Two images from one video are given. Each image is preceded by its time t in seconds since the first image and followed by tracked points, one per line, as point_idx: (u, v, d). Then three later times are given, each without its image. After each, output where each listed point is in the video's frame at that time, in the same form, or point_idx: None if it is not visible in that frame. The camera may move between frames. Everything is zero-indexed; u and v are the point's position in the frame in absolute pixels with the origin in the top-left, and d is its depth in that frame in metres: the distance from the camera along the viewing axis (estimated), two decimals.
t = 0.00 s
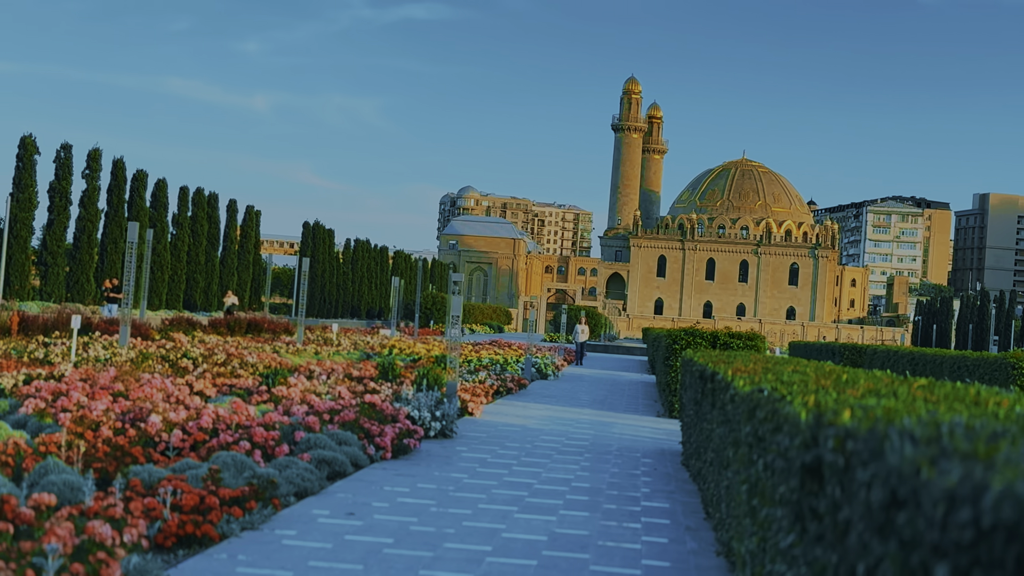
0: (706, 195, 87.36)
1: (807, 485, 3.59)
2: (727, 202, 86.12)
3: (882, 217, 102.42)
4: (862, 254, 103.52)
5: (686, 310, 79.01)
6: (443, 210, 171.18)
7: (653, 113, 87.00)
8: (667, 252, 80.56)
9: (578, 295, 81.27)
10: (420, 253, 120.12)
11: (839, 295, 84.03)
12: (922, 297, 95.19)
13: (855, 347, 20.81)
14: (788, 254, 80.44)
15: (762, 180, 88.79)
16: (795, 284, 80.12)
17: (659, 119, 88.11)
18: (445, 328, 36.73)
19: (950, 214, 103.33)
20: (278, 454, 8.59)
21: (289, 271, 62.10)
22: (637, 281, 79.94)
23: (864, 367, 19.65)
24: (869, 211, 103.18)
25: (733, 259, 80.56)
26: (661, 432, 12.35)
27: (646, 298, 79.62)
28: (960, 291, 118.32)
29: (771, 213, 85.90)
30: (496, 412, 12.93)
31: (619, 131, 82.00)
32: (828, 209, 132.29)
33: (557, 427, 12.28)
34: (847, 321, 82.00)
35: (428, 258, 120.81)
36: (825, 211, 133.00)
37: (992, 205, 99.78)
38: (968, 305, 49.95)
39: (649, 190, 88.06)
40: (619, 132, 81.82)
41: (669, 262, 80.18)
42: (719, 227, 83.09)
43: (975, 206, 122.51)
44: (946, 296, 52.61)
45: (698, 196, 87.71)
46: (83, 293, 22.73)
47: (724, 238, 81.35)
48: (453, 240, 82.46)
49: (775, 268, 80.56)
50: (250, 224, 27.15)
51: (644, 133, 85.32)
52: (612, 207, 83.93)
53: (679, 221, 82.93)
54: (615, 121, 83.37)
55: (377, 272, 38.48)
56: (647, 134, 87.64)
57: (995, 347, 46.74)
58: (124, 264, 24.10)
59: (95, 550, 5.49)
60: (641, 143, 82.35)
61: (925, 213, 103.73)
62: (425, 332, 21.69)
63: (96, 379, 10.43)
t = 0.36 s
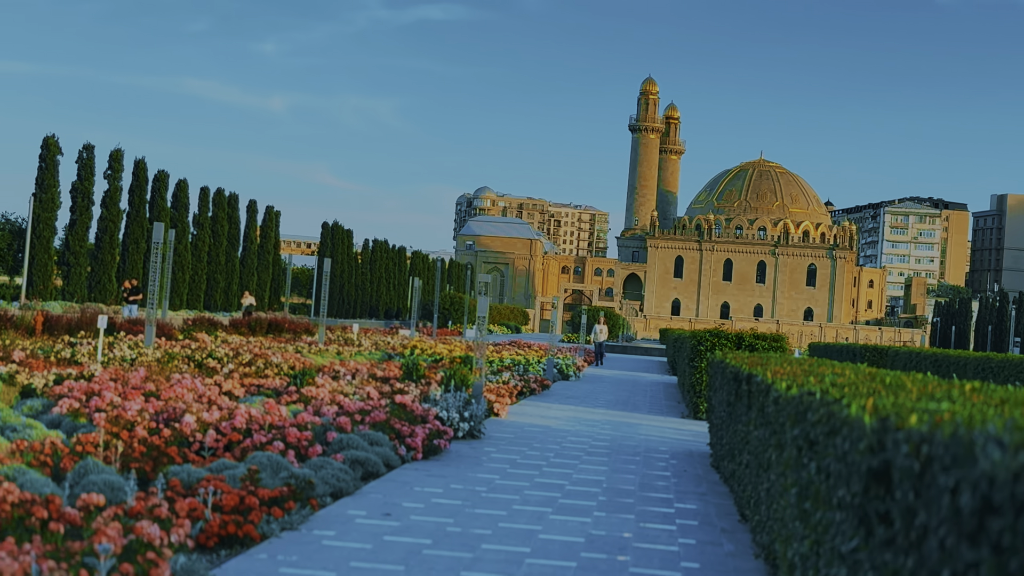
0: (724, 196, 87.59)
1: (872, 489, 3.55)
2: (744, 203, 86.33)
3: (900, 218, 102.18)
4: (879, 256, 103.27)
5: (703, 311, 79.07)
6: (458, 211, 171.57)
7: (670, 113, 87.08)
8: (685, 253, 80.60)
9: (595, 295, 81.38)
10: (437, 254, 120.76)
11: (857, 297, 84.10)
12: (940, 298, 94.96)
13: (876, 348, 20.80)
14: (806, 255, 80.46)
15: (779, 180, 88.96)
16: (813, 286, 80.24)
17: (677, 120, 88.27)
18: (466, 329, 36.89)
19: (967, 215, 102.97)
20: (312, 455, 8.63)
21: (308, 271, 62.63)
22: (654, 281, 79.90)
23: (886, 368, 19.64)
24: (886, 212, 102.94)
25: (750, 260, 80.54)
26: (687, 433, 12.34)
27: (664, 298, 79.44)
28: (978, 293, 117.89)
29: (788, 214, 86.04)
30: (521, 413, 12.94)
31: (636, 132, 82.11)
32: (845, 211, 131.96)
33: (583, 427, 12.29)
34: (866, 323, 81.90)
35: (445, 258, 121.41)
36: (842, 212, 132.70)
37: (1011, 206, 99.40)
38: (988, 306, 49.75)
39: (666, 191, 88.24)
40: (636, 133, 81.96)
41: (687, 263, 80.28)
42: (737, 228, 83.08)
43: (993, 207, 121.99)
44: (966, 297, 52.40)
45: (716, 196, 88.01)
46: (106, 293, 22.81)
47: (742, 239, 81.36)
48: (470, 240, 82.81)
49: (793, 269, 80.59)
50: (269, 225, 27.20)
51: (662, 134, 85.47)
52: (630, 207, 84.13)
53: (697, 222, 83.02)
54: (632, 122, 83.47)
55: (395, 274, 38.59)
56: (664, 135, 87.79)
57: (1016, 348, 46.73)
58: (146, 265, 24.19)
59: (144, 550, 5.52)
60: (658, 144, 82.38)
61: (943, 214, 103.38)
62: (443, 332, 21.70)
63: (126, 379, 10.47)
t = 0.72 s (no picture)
0: (742, 196, 87.99)
1: (945, 498, 3.58)
2: (762, 203, 86.53)
3: (918, 219, 101.89)
4: (897, 257, 102.96)
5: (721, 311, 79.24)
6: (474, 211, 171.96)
7: (688, 113, 87.12)
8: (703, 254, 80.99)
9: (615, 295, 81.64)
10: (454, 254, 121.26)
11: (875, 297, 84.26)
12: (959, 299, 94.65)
13: (901, 351, 20.74)
14: (823, 256, 80.55)
15: (798, 181, 89.31)
16: (832, 287, 80.46)
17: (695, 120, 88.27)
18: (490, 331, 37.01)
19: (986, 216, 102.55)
20: (349, 457, 8.68)
21: (327, 271, 63.22)
22: (672, 282, 80.40)
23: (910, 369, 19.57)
24: (905, 213, 102.66)
25: (768, 261, 80.67)
26: (716, 436, 12.33)
27: (681, 298, 79.96)
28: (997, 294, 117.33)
29: (807, 214, 86.25)
30: (550, 414, 12.98)
31: (653, 132, 82.33)
32: (862, 211, 131.60)
33: (612, 429, 12.32)
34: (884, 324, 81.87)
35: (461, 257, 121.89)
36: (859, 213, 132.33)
37: None
38: (1007, 307, 49.56)
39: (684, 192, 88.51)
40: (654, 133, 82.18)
41: (704, 263, 80.64)
42: (755, 228, 83.19)
43: (1012, 208, 121.36)
44: (985, 299, 52.24)
45: (734, 197, 88.50)
46: (132, 292, 22.93)
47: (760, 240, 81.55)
48: (488, 241, 83.68)
49: (811, 270, 80.75)
50: (290, 225, 27.28)
51: (680, 134, 85.70)
52: (649, 208, 84.52)
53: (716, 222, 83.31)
54: (650, 123, 83.60)
55: (415, 274, 38.76)
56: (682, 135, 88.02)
57: None
58: (172, 265, 24.35)
59: (199, 552, 5.57)
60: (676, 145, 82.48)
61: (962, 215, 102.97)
62: (464, 332, 21.73)
63: (160, 380, 10.52)
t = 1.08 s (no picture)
0: (758, 196, 87.98)
1: (1004, 501, 3.58)
2: (779, 203, 86.58)
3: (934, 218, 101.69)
4: (913, 256, 102.75)
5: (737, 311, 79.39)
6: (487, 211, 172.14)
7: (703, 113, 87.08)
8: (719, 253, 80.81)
9: (630, 295, 81.69)
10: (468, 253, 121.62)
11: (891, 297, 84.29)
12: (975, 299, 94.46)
13: (919, 350, 20.70)
14: (840, 256, 80.71)
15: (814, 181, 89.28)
16: (847, 287, 80.67)
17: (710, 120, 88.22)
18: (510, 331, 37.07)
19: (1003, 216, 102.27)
20: (379, 456, 8.70)
21: (345, 271, 63.56)
22: (688, 281, 80.58)
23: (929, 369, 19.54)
24: (921, 213, 102.44)
25: (784, 261, 80.86)
26: (740, 436, 12.32)
27: (697, 298, 80.20)
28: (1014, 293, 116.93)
29: (823, 214, 86.24)
30: (573, 414, 12.97)
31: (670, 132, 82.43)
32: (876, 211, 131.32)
33: (635, 429, 12.32)
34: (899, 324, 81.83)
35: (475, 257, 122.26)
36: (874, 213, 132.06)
37: None
38: None
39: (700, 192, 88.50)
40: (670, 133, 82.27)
41: (721, 263, 80.71)
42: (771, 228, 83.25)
43: None
44: (1003, 300, 52.20)
45: (750, 197, 88.56)
46: (151, 290, 23.01)
47: (775, 240, 81.70)
48: (504, 240, 83.82)
49: (828, 270, 80.86)
50: (307, 225, 27.34)
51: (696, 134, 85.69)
52: (664, 208, 84.57)
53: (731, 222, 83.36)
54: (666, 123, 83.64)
55: (432, 274, 38.85)
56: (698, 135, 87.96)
57: None
58: (196, 265, 24.50)
59: (242, 551, 5.60)
60: (692, 145, 82.48)
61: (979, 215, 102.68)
62: (480, 332, 21.73)
63: (188, 379, 10.57)
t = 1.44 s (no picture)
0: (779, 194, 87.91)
1: None
2: (800, 201, 86.44)
3: (955, 216, 101.45)
4: (934, 254, 102.46)
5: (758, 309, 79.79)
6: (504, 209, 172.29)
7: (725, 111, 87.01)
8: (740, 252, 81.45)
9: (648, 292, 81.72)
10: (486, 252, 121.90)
11: (912, 294, 84.15)
12: (996, 297, 94.14)
13: (945, 348, 20.63)
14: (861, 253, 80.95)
15: (836, 179, 89.21)
16: (869, 284, 80.92)
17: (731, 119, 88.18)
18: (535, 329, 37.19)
19: None
20: (416, 452, 8.73)
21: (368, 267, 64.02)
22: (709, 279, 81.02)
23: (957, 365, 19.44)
24: (942, 211, 102.13)
25: (805, 258, 81.26)
26: (771, 434, 12.30)
27: (718, 296, 80.71)
28: None
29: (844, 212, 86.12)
30: (602, 411, 13.00)
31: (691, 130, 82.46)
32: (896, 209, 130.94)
33: (666, 426, 12.34)
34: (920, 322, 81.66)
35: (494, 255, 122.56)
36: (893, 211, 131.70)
37: None
38: None
39: (720, 190, 88.51)
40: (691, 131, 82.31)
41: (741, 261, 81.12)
42: (792, 226, 83.49)
43: None
44: None
45: (770, 194, 88.42)
46: (176, 287, 23.15)
47: (796, 237, 82.01)
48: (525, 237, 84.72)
49: (849, 267, 81.13)
50: (330, 223, 27.43)
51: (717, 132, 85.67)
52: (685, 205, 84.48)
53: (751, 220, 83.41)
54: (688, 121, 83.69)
55: (454, 272, 39.03)
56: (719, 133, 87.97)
57: None
58: (225, 263, 24.69)
59: (295, 545, 5.62)
60: (712, 142, 82.39)
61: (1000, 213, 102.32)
62: (502, 328, 21.76)
63: (222, 375, 10.63)
